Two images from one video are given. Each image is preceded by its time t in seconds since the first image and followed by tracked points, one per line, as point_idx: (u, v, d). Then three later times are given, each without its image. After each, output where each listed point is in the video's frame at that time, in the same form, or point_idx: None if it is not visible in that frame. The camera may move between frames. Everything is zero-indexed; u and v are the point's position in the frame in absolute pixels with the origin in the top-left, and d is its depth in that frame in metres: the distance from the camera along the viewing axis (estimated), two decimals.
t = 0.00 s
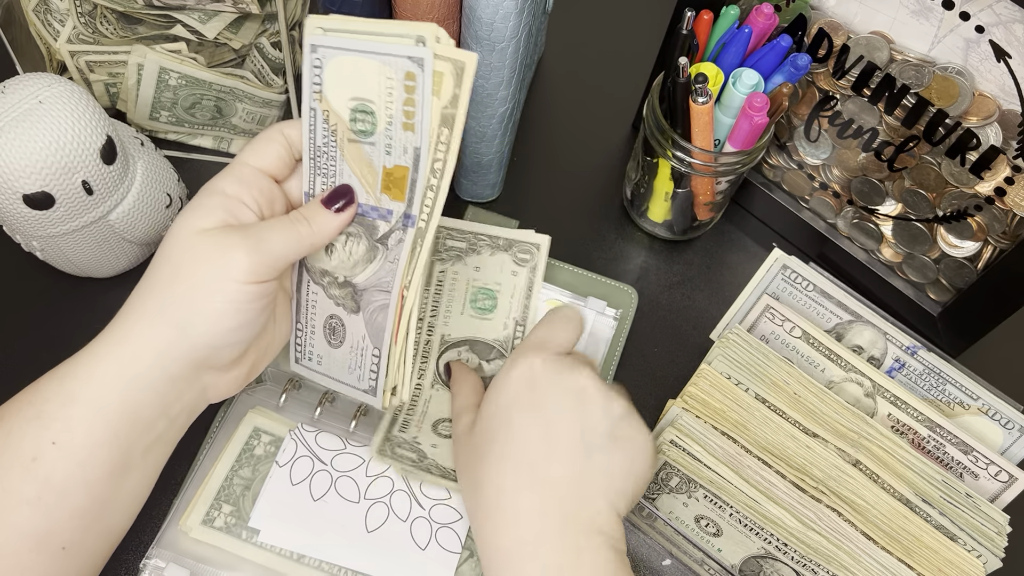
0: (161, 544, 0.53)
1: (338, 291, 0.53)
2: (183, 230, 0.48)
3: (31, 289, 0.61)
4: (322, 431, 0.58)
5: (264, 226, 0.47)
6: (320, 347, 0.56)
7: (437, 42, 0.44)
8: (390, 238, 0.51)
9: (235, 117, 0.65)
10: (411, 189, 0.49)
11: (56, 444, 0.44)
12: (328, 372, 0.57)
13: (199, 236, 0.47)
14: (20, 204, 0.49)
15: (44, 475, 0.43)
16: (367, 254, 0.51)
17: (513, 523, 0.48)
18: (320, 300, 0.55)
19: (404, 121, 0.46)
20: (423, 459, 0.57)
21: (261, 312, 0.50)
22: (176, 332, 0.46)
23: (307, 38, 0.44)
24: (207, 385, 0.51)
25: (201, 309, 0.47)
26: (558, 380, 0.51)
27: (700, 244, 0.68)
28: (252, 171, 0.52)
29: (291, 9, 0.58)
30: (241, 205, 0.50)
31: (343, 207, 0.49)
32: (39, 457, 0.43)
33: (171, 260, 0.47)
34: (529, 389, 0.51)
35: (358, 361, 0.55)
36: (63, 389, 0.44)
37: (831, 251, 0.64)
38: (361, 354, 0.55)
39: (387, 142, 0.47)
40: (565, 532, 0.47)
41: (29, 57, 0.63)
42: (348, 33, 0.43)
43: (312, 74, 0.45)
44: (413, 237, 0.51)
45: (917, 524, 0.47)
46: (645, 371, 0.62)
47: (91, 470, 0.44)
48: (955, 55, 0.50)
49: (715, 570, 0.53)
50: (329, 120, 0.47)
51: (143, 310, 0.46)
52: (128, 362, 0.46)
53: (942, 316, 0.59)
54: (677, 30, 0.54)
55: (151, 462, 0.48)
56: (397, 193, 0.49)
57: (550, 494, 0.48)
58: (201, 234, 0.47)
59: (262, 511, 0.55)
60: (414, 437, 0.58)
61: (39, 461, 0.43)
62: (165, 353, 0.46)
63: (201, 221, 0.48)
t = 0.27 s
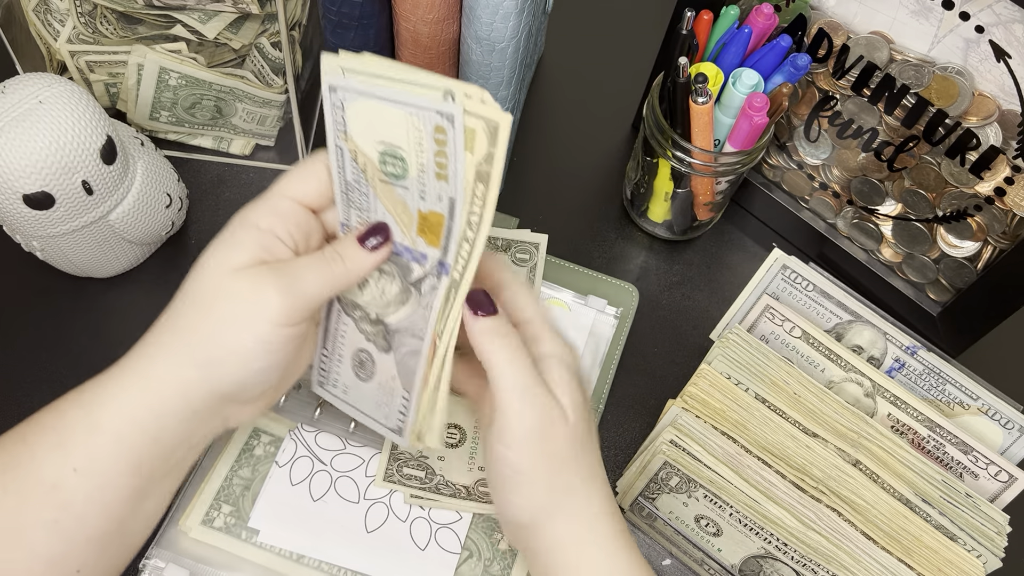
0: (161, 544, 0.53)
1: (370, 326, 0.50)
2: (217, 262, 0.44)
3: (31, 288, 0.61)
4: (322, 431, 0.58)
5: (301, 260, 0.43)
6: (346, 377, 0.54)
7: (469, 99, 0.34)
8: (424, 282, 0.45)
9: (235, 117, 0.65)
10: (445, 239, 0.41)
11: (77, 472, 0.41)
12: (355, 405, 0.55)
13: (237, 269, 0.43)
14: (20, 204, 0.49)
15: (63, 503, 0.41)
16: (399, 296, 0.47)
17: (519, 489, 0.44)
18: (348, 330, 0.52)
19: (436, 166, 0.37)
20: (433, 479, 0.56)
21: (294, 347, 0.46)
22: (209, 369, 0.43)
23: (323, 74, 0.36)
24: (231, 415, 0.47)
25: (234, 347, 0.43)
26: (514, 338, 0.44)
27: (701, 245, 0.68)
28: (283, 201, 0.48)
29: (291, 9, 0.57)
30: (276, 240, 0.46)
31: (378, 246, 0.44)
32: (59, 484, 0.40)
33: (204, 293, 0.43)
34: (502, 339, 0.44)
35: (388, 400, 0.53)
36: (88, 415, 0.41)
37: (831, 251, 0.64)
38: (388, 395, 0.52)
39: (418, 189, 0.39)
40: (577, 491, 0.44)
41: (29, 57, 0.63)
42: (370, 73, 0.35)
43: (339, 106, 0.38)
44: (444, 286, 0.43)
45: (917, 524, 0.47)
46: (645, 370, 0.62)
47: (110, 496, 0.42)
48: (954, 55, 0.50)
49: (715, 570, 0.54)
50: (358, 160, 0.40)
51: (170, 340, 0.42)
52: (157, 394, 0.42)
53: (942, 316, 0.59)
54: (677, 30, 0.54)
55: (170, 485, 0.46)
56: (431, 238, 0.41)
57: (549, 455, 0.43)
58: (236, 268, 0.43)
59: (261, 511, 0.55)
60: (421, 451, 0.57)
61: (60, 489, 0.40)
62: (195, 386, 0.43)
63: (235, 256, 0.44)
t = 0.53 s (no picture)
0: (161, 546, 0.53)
1: (386, 338, 0.49)
2: (228, 313, 0.44)
3: (30, 289, 0.61)
4: (322, 432, 0.58)
5: (316, 292, 0.43)
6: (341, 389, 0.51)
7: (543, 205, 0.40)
8: (453, 307, 0.48)
9: (235, 117, 0.65)
10: (483, 272, 0.45)
11: (100, 519, 0.43)
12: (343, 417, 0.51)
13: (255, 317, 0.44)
14: (20, 205, 0.49)
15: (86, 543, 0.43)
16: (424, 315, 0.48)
17: (506, 501, 0.47)
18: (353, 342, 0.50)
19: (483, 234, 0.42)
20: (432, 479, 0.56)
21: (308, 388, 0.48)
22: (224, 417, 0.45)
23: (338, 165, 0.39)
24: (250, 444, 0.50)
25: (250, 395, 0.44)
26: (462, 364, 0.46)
27: (701, 245, 0.68)
28: (282, 235, 0.45)
29: (290, 9, 0.57)
30: (280, 274, 0.45)
31: (398, 251, 0.43)
32: (81, 530, 0.43)
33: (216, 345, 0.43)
34: (453, 368, 0.46)
35: (388, 415, 0.51)
36: (106, 463, 0.44)
37: (831, 251, 0.64)
38: (393, 408, 0.51)
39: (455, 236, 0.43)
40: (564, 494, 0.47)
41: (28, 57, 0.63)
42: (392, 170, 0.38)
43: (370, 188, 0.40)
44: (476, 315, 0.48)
45: (917, 524, 0.47)
46: (645, 370, 0.62)
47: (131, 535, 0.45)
48: (954, 55, 0.50)
49: (715, 570, 0.54)
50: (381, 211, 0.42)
51: (185, 387, 0.44)
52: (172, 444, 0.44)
53: (942, 315, 0.59)
54: (677, 30, 0.54)
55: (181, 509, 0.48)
56: (466, 270, 0.45)
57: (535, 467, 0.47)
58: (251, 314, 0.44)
59: (262, 513, 0.55)
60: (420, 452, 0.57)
61: (80, 534, 0.43)
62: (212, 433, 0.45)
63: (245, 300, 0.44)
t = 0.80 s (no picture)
0: (161, 545, 0.53)
1: (392, 337, 0.52)
2: (214, 290, 0.45)
3: (30, 289, 0.61)
4: (322, 432, 0.58)
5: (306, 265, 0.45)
6: (360, 390, 0.55)
7: (593, 156, 0.48)
8: (449, 286, 0.50)
9: (235, 117, 0.64)
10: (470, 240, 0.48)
11: (103, 502, 0.44)
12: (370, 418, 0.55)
13: (242, 294, 0.45)
14: (20, 204, 0.49)
15: (88, 528, 0.44)
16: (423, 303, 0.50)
17: (511, 484, 0.47)
18: (362, 345, 0.53)
19: (548, 182, 0.46)
20: (432, 480, 0.56)
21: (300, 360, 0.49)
22: (221, 392, 0.45)
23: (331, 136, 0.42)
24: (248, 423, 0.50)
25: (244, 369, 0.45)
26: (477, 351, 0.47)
27: (701, 245, 0.67)
28: (243, 209, 0.48)
29: (291, 9, 0.57)
30: (250, 247, 0.47)
31: (392, 242, 0.45)
32: (84, 513, 0.44)
33: (206, 322, 0.44)
34: (464, 357, 0.47)
35: (416, 404, 0.54)
36: (107, 448, 0.44)
37: (831, 251, 0.64)
38: (419, 398, 0.54)
39: (501, 213, 0.48)
40: (569, 483, 0.47)
41: (28, 57, 0.63)
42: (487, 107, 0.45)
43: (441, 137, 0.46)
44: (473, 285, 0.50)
45: (917, 524, 0.47)
46: (645, 370, 0.62)
47: (133, 519, 0.46)
48: (955, 55, 0.50)
49: (715, 570, 0.54)
50: (365, 196, 0.45)
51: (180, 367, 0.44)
52: (172, 424, 0.45)
53: (942, 316, 0.59)
54: (677, 30, 0.54)
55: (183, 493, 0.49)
56: (454, 244, 0.48)
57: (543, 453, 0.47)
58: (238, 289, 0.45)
59: (261, 512, 0.55)
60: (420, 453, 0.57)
61: (84, 517, 0.44)
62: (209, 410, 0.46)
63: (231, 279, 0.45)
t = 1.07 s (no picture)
0: (161, 545, 0.53)
1: (402, 331, 0.52)
2: (219, 282, 0.46)
3: (30, 288, 0.61)
4: (322, 432, 0.58)
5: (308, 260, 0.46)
6: (377, 383, 0.55)
7: (605, 163, 0.46)
8: (455, 278, 0.50)
9: (235, 117, 0.64)
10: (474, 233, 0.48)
11: (98, 495, 0.45)
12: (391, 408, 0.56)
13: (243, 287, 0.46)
14: (20, 204, 0.49)
15: (84, 521, 0.45)
16: (430, 297, 0.50)
17: (507, 477, 0.48)
18: (374, 342, 0.54)
19: (559, 183, 0.46)
20: (432, 480, 0.56)
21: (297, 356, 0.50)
22: (219, 384, 0.46)
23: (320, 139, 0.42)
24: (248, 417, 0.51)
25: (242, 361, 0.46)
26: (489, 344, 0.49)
27: (701, 245, 0.67)
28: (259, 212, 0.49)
29: (290, 9, 0.57)
30: (255, 245, 0.48)
31: (393, 239, 0.46)
32: (80, 505, 0.44)
33: (208, 314, 0.46)
34: (477, 348, 0.48)
35: (434, 390, 0.55)
36: (105, 441, 0.45)
37: (830, 250, 0.64)
38: (435, 385, 0.55)
39: (515, 215, 0.48)
40: (566, 482, 0.48)
41: (28, 57, 0.63)
42: (500, 104, 0.44)
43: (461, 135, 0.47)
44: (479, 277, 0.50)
45: (917, 524, 0.47)
46: (645, 370, 0.62)
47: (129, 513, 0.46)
48: (955, 55, 0.50)
49: (715, 570, 0.54)
50: (365, 195, 0.46)
51: (182, 360, 0.46)
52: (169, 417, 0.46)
53: (942, 316, 0.59)
54: (677, 30, 0.54)
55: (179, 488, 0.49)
56: (456, 238, 0.48)
57: (541, 449, 0.48)
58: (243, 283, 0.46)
59: (262, 512, 0.55)
60: (420, 453, 0.57)
61: (79, 511, 0.44)
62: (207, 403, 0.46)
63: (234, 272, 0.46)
